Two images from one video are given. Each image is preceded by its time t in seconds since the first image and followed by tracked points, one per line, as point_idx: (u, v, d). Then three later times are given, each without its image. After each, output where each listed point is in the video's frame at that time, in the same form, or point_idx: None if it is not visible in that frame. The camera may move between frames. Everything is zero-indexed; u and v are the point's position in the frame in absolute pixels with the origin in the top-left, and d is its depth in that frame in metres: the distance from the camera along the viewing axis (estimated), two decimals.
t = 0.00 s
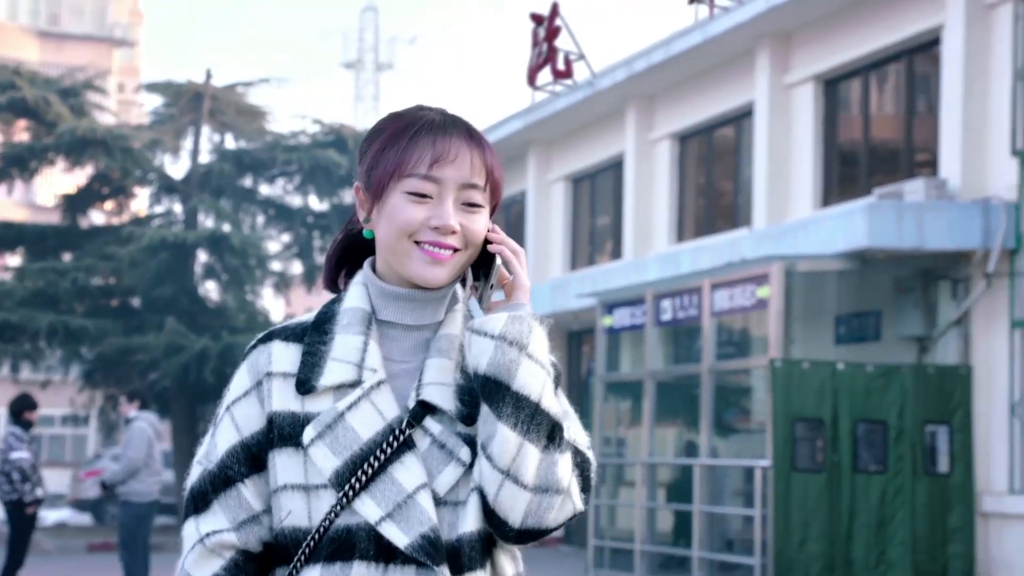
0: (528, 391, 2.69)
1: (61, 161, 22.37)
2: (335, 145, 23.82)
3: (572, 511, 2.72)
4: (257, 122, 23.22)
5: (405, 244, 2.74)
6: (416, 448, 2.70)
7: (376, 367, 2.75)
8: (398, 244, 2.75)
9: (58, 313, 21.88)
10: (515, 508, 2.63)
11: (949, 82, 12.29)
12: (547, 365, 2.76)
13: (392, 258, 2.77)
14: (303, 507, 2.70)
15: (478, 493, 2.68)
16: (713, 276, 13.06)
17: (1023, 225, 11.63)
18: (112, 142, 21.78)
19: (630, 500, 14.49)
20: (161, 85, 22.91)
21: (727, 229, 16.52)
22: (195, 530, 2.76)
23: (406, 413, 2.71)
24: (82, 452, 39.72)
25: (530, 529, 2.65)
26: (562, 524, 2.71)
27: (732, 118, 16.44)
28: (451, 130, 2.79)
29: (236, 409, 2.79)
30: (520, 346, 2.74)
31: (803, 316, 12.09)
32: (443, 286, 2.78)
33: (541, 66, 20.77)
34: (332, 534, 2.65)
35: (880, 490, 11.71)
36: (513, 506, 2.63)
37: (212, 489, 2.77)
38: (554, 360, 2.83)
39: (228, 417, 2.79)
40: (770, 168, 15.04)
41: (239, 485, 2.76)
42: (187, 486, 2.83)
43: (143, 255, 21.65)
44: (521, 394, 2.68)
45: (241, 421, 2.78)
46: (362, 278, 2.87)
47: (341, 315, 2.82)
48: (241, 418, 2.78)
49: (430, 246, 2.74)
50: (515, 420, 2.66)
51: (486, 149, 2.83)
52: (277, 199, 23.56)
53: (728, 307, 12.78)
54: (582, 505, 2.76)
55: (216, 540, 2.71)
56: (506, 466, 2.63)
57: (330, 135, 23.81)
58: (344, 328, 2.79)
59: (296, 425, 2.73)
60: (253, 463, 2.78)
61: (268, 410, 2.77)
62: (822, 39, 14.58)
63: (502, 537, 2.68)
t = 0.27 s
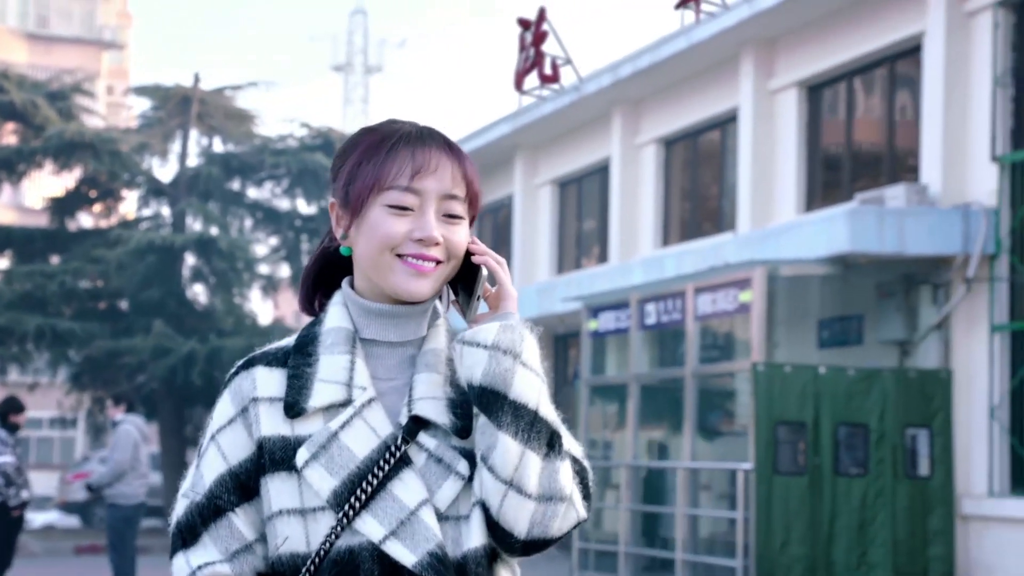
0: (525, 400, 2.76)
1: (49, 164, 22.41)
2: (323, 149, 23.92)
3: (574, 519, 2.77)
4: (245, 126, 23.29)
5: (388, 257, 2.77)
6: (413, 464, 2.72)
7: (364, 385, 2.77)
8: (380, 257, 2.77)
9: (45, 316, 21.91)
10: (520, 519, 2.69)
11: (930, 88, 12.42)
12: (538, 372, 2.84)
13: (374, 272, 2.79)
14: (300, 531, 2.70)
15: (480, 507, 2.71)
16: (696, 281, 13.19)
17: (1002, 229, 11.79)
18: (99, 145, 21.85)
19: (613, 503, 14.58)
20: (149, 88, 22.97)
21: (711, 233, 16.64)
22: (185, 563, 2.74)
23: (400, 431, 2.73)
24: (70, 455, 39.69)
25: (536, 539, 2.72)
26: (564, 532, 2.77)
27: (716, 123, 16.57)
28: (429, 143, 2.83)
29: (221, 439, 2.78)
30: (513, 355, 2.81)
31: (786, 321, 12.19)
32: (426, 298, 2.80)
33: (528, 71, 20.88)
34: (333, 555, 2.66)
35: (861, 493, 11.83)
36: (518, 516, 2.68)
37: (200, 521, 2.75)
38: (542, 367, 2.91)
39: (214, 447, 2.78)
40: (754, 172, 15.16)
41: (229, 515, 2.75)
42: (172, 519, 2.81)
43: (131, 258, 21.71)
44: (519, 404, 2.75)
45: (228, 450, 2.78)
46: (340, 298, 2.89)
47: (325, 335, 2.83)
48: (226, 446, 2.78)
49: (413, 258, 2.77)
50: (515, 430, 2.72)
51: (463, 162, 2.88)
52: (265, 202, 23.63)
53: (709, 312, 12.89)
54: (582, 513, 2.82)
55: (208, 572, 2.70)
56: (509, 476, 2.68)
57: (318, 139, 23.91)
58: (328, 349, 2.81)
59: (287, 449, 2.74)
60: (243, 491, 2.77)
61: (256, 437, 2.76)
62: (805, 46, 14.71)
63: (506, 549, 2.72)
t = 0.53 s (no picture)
0: (529, 384, 2.60)
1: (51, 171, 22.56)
2: (324, 155, 24.07)
3: (579, 506, 2.62)
4: (247, 132, 23.40)
5: (387, 240, 2.60)
6: (421, 450, 2.57)
7: (377, 367, 2.62)
8: (379, 242, 2.61)
9: (48, 322, 22.04)
10: (522, 505, 2.54)
11: (925, 95, 12.52)
12: (544, 356, 2.68)
13: (376, 256, 2.63)
14: (305, 512, 2.53)
15: (483, 491, 2.57)
16: (693, 287, 13.29)
17: (995, 237, 11.92)
18: (101, 152, 22.03)
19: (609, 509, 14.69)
20: (152, 95, 23.09)
21: (709, 240, 16.73)
22: (188, 541, 2.56)
23: (409, 416, 2.58)
24: (73, 460, 39.88)
25: (536, 527, 2.57)
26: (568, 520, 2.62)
27: (714, 130, 16.68)
28: (419, 115, 2.66)
29: (231, 412, 2.60)
30: (517, 338, 2.65)
31: (783, 328, 12.31)
32: (431, 280, 2.64)
33: (528, 78, 21.01)
34: (337, 540, 2.49)
35: (856, 497, 11.92)
36: (519, 503, 2.54)
37: (206, 496, 2.57)
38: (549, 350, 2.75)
39: (223, 420, 2.60)
40: (750, 178, 15.28)
41: (236, 491, 2.56)
42: (176, 493, 2.62)
43: (133, 265, 21.83)
44: (523, 387, 2.59)
45: (236, 424, 2.59)
46: (353, 274, 2.72)
47: (337, 312, 2.67)
48: (237, 421, 2.60)
49: (414, 239, 2.60)
50: (518, 415, 2.57)
51: (458, 133, 2.69)
52: (267, 208, 23.76)
53: (706, 318, 12.98)
54: (590, 499, 2.67)
55: (213, 549, 2.52)
56: (510, 463, 2.54)
57: (319, 146, 24.05)
58: (342, 328, 2.65)
59: (296, 428, 2.57)
60: (251, 469, 2.59)
61: (267, 413, 2.58)
62: (801, 53, 14.81)
63: (509, 535, 2.58)
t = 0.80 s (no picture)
0: (535, 412, 2.60)
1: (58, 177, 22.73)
2: (329, 161, 24.22)
3: (577, 536, 2.65)
4: (253, 138, 23.53)
5: (396, 251, 2.63)
6: (421, 468, 2.61)
7: (380, 381, 2.65)
8: (388, 253, 2.64)
9: (55, 327, 22.20)
10: (522, 534, 2.56)
11: (923, 103, 12.62)
12: (554, 384, 2.67)
13: (385, 267, 2.66)
14: (303, 527, 2.57)
15: (484, 515, 2.59)
16: (693, 292, 13.39)
17: (992, 244, 11.97)
18: (107, 158, 22.27)
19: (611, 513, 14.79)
20: (158, 102, 23.23)
21: (711, 246, 16.84)
22: (191, 551, 2.60)
23: (411, 431, 2.61)
24: (81, 464, 40.02)
25: (537, 554, 2.59)
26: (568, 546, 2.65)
27: (714, 137, 16.80)
28: (435, 125, 2.67)
29: (234, 423, 2.63)
30: (527, 365, 2.64)
31: (784, 333, 12.71)
32: (439, 292, 2.66)
33: (531, 84, 21.12)
34: (335, 556, 2.54)
35: (856, 501, 12.01)
36: (518, 531, 2.56)
37: (208, 507, 2.60)
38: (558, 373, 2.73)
39: (225, 432, 2.64)
40: (750, 184, 15.41)
41: (237, 503, 2.60)
42: (179, 500, 2.66)
43: (140, 270, 21.98)
44: (528, 416, 2.59)
45: (240, 435, 2.63)
46: (360, 281, 2.76)
47: (341, 323, 2.70)
48: (239, 432, 2.63)
49: (422, 252, 2.62)
50: (522, 443, 2.57)
51: (475, 144, 2.70)
52: (272, 214, 23.89)
53: (706, 324, 13.08)
54: (589, 528, 2.70)
55: (214, 561, 2.57)
56: (512, 491, 2.55)
57: (324, 152, 24.20)
58: (345, 338, 2.68)
59: (297, 441, 2.60)
60: (252, 480, 2.63)
61: (268, 425, 2.62)
62: (801, 61, 14.92)
63: (509, 560, 2.59)
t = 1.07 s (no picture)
0: (556, 431, 2.64)
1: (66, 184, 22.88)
2: (335, 167, 24.37)
3: (596, 562, 2.66)
4: (259, 145, 23.65)
5: (428, 280, 2.68)
6: (435, 487, 2.66)
7: (397, 402, 2.70)
8: (421, 282, 2.69)
9: (63, 333, 22.33)
10: (536, 553, 2.60)
11: (923, 111, 12.70)
12: (578, 406, 2.71)
13: (419, 298, 2.71)
14: (317, 548, 2.65)
15: (500, 535, 2.62)
16: (695, 299, 13.51)
17: (992, 249, 12.05)
18: (115, 164, 22.38)
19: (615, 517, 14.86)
20: (165, 108, 23.35)
21: (714, 251, 16.94)
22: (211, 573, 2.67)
23: (427, 453, 2.66)
24: (89, 469, 40.11)
25: None
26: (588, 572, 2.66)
27: (717, 144, 16.90)
28: (460, 154, 2.72)
29: (255, 446, 2.70)
30: (549, 384, 2.68)
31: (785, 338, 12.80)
32: (472, 320, 2.71)
33: (536, 90, 21.23)
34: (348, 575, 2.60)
35: (856, 505, 12.09)
36: (534, 550, 2.59)
37: (227, 530, 2.68)
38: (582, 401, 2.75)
39: (245, 454, 2.71)
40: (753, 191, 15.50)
41: (255, 525, 2.67)
42: (202, 523, 2.74)
43: (147, 276, 22.11)
44: (548, 432, 2.64)
45: (257, 458, 2.70)
46: (388, 310, 2.82)
47: (365, 347, 2.76)
48: (258, 454, 2.70)
49: (454, 280, 2.67)
50: (540, 460, 2.62)
51: (503, 171, 2.75)
52: (279, 220, 24.01)
53: (709, 330, 13.19)
54: (609, 554, 2.71)
55: None
56: (528, 509, 2.59)
57: (330, 158, 24.34)
58: (366, 361, 2.74)
59: (314, 461, 2.67)
60: (270, 501, 2.70)
61: (285, 446, 2.69)
62: (803, 68, 15.01)
63: None
